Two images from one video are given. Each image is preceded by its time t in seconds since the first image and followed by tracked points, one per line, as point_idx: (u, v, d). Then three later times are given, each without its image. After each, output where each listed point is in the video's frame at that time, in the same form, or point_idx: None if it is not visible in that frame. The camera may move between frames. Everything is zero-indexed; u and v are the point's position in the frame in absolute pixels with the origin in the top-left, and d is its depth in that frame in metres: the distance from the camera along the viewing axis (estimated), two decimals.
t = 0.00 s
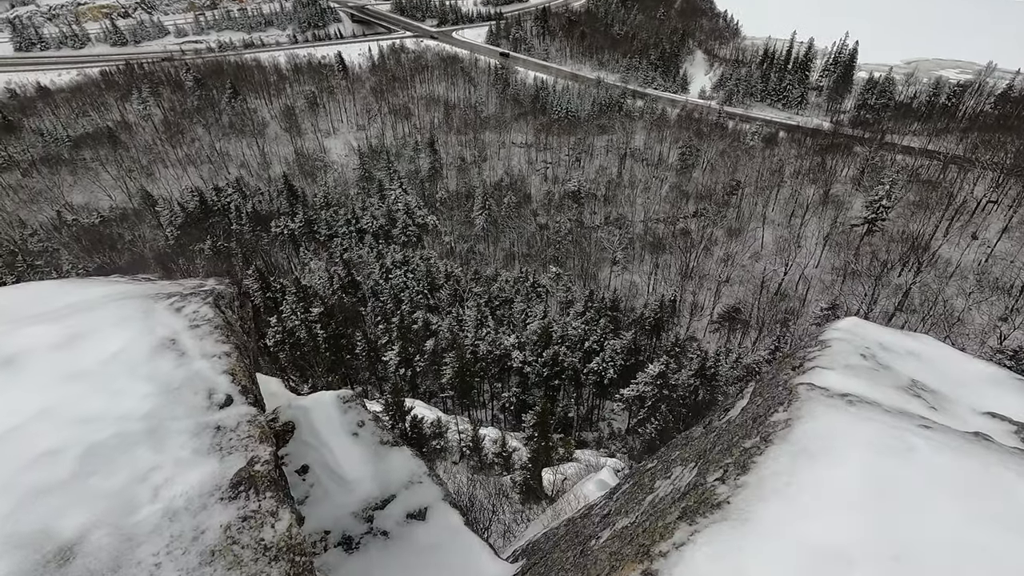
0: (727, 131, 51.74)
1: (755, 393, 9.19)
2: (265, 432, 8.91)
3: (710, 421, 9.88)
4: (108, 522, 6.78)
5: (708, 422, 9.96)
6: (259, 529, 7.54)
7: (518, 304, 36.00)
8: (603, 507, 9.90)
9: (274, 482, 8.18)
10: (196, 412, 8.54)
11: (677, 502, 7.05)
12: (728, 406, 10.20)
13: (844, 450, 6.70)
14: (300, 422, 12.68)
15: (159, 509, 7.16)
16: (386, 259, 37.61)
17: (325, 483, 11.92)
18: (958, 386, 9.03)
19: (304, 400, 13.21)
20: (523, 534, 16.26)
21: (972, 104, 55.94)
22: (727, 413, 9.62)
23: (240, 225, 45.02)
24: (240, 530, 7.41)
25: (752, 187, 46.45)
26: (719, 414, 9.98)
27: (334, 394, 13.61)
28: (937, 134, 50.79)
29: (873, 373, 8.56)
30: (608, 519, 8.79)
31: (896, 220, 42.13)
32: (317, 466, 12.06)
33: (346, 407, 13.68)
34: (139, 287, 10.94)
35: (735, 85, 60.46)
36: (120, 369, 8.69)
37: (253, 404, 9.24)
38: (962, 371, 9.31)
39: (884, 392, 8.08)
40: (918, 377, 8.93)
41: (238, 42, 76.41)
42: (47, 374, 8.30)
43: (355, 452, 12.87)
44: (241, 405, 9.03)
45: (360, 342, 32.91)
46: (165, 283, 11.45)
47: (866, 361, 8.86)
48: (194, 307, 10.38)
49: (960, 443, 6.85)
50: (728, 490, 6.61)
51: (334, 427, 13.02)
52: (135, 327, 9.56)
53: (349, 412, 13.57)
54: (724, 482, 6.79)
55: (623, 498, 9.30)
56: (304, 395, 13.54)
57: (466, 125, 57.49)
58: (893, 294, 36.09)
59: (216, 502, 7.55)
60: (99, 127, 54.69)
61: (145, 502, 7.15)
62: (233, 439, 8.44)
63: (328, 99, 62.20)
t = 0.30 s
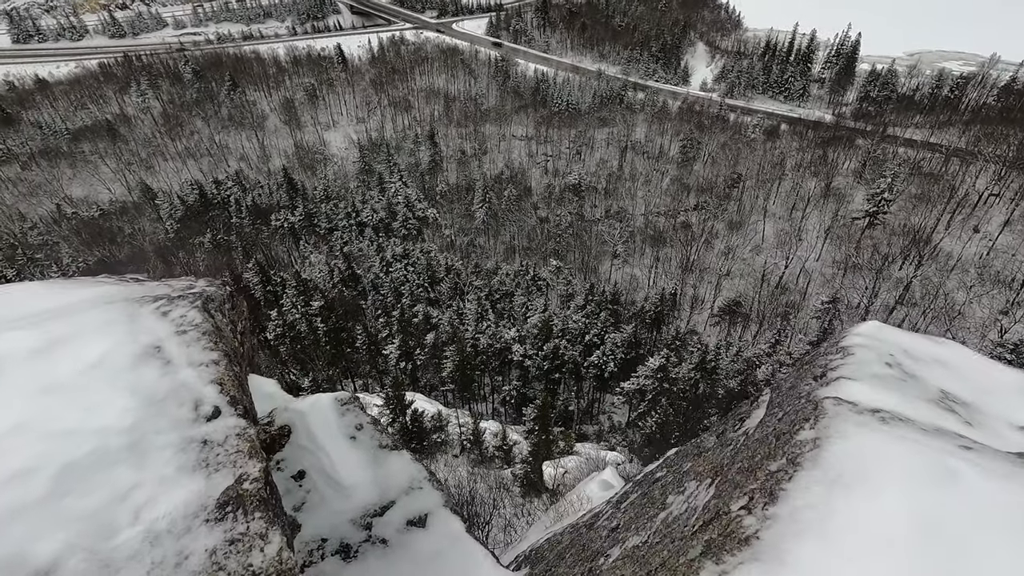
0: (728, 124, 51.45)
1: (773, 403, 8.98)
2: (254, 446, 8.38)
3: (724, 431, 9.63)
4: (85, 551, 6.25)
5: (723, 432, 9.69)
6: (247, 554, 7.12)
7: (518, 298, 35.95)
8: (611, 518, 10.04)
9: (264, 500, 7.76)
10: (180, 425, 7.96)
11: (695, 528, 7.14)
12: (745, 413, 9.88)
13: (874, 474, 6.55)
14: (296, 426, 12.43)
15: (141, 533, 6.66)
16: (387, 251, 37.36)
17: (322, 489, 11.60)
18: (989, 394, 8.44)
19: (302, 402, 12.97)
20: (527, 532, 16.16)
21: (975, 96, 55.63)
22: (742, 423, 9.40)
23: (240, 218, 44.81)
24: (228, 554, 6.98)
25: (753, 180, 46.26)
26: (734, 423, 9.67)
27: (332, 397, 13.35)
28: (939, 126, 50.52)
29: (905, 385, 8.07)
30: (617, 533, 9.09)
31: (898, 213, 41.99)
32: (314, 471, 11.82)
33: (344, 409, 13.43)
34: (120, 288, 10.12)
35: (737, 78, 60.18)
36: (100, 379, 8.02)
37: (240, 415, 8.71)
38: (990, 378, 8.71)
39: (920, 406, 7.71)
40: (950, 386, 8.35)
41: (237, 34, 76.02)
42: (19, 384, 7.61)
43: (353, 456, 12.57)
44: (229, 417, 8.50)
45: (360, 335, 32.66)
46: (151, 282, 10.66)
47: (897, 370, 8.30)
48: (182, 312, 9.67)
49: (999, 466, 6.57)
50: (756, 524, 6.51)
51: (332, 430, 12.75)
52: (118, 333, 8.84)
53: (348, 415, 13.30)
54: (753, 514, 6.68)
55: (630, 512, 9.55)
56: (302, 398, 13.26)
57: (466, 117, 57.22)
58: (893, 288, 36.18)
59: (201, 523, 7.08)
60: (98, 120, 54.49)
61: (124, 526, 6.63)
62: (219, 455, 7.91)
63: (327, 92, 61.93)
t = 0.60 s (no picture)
0: (726, 120, 51.37)
1: (767, 427, 8.20)
2: (230, 476, 8.08)
3: (716, 452, 9.04)
4: None
5: (714, 453, 9.05)
6: None
7: (516, 295, 35.91)
8: (605, 533, 9.76)
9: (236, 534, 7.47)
10: (153, 455, 7.58)
11: (684, 568, 6.51)
12: (738, 433, 9.25)
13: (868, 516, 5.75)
14: (283, 439, 12.48)
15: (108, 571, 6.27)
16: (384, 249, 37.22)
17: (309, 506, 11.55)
18: (990, 418, 7.72)
19: (290, 416, 13.03)
20: (525, 531, 16.08)
21: (973, 92, 55.54)
22: (735, 446, 8.73)
23: (236, 215, 44.45)
24: None
25: (751, 176, 46.25)
26: (726, 444, 9.05)
27: (320, 410, 13.42)
28: (937, 122, 50.50)
29: (900, 411, 7.30)
30: (606, 559, 8.70)
31: (896, 209, 42.01)
32: (301, 485, 11.83)
33: (333, 422, 13.46)
34: (98, 306, 9.72)
35: (734, 73, 60.11)
36: (71, 406, 7.59)
37: (215, 444, 8.33)
38: (990, 399, 8.03)
39: (919, 434, 6.89)
40: (947, 411, 7.64)
41: (233, 30, 75.73)
42: None
43: (343, 469, 12.56)
44: (204, 445, 8.15)
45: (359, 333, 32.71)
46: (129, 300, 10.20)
47: (888, 393, 7.59)
48: (157, 333, 9.24)
49: (1003, 507, 5.72)
50: None
51: (321, 444, 12.79)
52: (92, 356, 8.36)
53: (337, 426, 13.36)
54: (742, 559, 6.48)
55: (620, 534, 9.14)
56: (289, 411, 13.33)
57: (463, 114, 57.11)
58: (891, 284, 36.39)
59: (171, 560, 6.75)
60: (94, 118, 54.27)
61: (94, 562, 6.26)
62: (192, 487, 7.56)
63: (324, 88, 61.74)
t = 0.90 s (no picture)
0: (720, 121, 51.48)
1: (741, 448, 8.06)
2: (191, 504, 7.91)
3: (692, 472, 8.92)
4: None
5: (691, 472, 8.94)
6: None
7: (512, 295, 35.93)
8: (583, 552, 9.32)
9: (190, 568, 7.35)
10: (110, 483, 7.41)
11: None
12: (715, 451, 9.15)
13: (840, 550, 5.50)
14: (261, 455, 12.26)
15: None
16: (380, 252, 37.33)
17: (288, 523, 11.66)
18: (964, 440, 7.57)
19: (269, 430, 12.86)
20: (520, 536, 16.08)
21: (965, 91, 55.92)
22: (708, 465, 8.66)
23: (230, 218, 44.24)
24: None
25: (745, 177, 46.43)
26: (703, 463, 8.93)
27: (301, 425, 13.34)
28: (930, 122, 50.80)
29: (874, 433, 7.15)
30: None
31: (889, 209, 42.22)
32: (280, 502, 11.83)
33: (313, 436, 13.45)
34: (68, 324, 9.44)
35: (728, 74, 60.34)
36: (25, 433, 7.37)
37: (177, 471, 8.15)
38: (964, 419, 7.89)
39: (889, 459, 6.78)
40: (922, 432, 7.47)
41: (227, 32, 75.52)
42: None
43: (323, 485, 12.69)
44: (165, 472, 7.96)
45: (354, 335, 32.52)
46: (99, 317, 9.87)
47: (864, 413, 7.44)
48: (123, 353, 8.91)
49: (972, 538, 5.57)
50: None
51: (302, 459, 12.79)
52: (54, 379, 8.11)
53: (317, 442, 13.37)
54: None
55: (597, 556, 8.63)
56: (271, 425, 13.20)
57: (458, 115, 57.11)
58: (884, 284, 36.74)
59: None
60: (86, 121, 54.03)
61: None
62: (150, 519, 7.39)
63: (318, 90, 61.65)
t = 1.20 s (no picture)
0: (707, 125, 51.92)
1: (719, 471, 8.28)
2: (160, 543, 7.71)
3: (673, 493, 8.98)
4: None
5: (672, 493, 8.97)
6: None
7: (502, 301, 35.95)
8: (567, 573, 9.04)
9: None
10: (77, 522, 7.18)
11: None
12: (695, 472, 9.20)
13: None
14: (243, 478, 12.16)
15: None
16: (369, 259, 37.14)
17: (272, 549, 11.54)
18: (934, 459, 8.08)
19: (251, 451, 12.72)
20: (513, 544, 15.94)
21: (945, 95, 56.95)
22: (689, 487, 8.72)
23: (218, 227, 43.89)
24: None
25: (732, 180, 46.86)
26: (683, 484, 9.02)
27: (282, 447, 13.17)
28: (911, 125, 51.62)
29: (848, 458, 7.55)
30: None
31: (874, 210, 42.77)
32: (262, 526, 11.72)
33: (295, 457, 13.29)
34: (40, 352, 9.33)
35: (714, 79, 60.95)
36: None
37: (148, 508, 7.94)
38: (933, 438, 8.39)
39: (863, 483, 7.15)
40: (895, 453, 7.93)
41: (213, 41, 75.13)
42: None
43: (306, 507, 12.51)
44: (135, 509, 7.74)
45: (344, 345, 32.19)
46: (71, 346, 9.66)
47: (838, 435, 7.85)
48: (93, 384, 8.70)
49: (940, 566, 5.80)
50: None
51: (283, 481, 12.67)
52: (23, 412, 7.92)
53: (299, 462, 13.20)
54: None
55: None
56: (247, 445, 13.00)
57: (447, 122, 57.22)
58: (870, 285, 37.21)
59: None
60: (70, 131, 53.40)
61: None
62: (118, 560, 7.15)
63: (306, 98, 61.50)
